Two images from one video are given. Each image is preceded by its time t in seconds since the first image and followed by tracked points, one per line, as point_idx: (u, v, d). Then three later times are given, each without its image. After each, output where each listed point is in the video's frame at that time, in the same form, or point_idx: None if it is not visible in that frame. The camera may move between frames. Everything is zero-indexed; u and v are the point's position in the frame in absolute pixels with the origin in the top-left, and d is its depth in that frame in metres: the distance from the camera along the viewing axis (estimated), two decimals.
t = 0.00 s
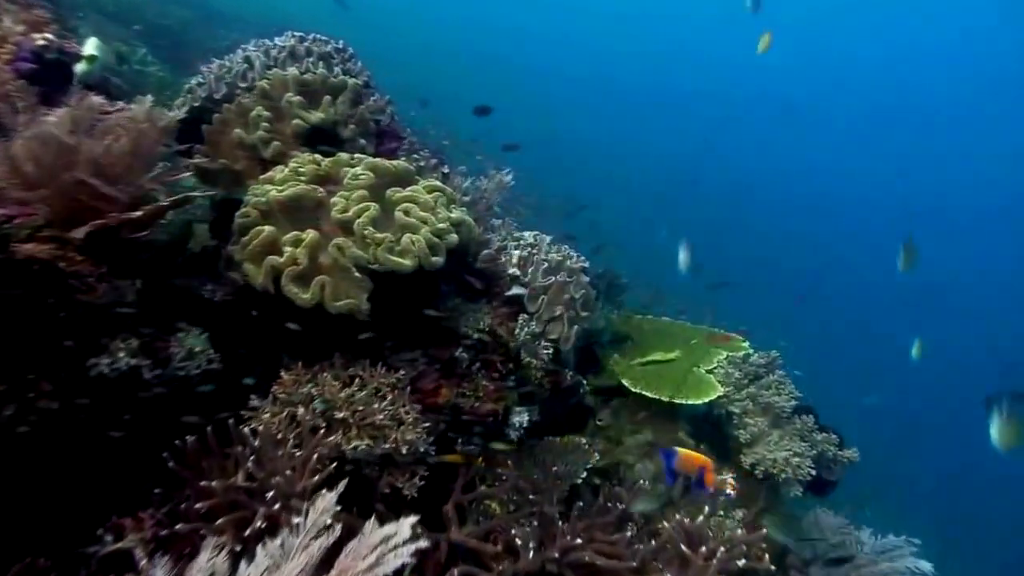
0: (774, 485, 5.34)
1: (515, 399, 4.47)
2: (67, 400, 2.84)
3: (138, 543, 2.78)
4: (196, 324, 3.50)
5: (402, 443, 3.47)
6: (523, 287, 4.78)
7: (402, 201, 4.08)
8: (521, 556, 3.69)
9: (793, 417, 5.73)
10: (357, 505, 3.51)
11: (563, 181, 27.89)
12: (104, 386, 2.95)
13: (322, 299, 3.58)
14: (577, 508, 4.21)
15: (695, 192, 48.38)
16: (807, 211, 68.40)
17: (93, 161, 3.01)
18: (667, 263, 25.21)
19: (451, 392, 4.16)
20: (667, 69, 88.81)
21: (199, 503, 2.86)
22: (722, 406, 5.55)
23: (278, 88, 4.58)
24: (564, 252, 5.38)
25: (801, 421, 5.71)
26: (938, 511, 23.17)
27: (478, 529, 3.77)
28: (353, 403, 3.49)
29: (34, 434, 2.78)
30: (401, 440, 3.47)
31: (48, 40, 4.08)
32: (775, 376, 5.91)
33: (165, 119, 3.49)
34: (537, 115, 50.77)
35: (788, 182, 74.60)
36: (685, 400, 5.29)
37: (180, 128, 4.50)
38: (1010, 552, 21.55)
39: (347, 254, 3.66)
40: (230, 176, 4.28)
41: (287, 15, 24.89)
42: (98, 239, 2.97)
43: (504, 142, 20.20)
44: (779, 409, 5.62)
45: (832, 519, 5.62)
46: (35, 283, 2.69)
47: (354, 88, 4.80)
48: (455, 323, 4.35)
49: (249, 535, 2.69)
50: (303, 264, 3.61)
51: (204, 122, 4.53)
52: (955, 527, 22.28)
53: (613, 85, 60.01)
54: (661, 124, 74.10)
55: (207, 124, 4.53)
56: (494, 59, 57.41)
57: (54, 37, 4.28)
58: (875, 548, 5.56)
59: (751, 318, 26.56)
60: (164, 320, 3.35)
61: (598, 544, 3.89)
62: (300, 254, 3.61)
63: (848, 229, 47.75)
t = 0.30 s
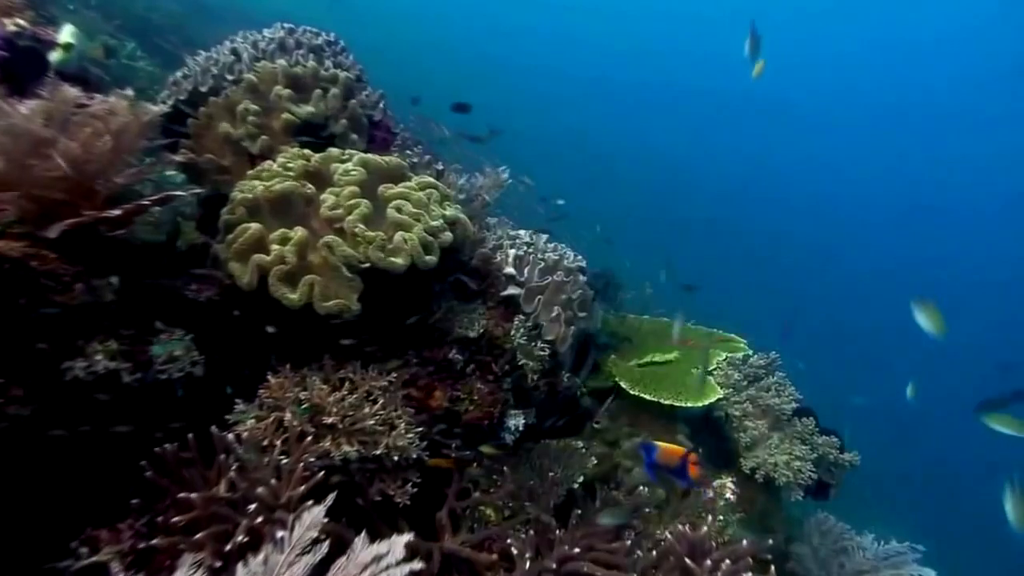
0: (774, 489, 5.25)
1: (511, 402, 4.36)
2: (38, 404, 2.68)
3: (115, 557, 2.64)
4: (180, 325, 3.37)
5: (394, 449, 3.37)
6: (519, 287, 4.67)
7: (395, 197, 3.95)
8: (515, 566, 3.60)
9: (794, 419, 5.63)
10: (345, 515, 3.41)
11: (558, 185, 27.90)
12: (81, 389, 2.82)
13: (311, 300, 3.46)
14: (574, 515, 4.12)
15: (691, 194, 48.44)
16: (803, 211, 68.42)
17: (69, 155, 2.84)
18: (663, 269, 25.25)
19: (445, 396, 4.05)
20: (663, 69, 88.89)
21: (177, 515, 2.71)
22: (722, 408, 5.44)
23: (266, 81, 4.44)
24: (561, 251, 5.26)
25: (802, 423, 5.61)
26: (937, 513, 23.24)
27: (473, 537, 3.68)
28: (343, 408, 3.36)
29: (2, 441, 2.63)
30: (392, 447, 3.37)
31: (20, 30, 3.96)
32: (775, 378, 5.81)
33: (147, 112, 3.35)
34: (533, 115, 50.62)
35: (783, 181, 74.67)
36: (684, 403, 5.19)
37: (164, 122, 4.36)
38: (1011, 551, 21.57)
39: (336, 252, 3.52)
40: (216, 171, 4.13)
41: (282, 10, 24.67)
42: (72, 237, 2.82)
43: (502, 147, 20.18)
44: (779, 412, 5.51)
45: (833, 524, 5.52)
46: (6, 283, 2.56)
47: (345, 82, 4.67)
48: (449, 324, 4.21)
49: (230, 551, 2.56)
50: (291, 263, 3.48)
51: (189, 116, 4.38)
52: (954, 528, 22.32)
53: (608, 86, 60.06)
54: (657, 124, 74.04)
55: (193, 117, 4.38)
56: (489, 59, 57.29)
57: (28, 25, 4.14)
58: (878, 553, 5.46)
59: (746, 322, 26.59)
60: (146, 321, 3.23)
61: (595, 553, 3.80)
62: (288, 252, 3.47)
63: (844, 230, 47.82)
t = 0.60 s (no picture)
0: (776, 492, 5.16)
1: (508, 404, 4.25)
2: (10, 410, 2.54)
3: (91, 570, 2.47)
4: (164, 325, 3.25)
5: (387, 454, 3.24)
6: (517, 285, 4.55)
7: (388, 191, 3.82)
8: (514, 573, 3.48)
9: (796, 420, 5.52)
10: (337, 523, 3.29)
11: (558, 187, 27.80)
12: (55, 393, 2.69)
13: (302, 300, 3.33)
14: (575, 521, 4.00)
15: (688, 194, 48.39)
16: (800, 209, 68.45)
17: (45, 147, 2.70)
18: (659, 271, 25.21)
19: (441, 396, 3.92)
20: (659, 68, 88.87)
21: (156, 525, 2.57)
22: (724, 410, 5.33)
23: (256, 70, 4.29)
24: (560, 248, 5.13)
25: (805, 424, 5.50)
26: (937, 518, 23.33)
27: (469, 543, 3.57)
28: (335, 410, 3.24)
29: None
30: (385, 451, 3.24)
31: None
32: (778, 379, 5.70)
33: (129, 105, 3.23)
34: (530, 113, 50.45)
35: (780, 180, 74.65)
36: (684, 405, 5.08)
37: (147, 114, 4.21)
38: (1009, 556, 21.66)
39: (327, 249, 3.38)
40: (204, 164, 3.98)
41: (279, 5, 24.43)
42: (47, 232, 2.71)
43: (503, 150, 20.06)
44: (782, 413, 5.40)
45: (837, 528, 5.44)
46: None
47: (337, 73, 4.54)
48: (447, 323, 4.10)
49: (211, 564, 2.41)
50: (280, 259, 3.34)
51: (176, 107, 4.23)
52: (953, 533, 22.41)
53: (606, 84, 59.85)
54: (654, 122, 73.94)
55: (180, 109, 4.23)
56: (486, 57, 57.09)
57: None
58: (882, 557, 5.38)
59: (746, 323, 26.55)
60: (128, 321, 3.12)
61: (594, 561, 3.70)
62: (277, 248, 3.33)
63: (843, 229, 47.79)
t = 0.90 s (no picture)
0: (779, 497, 5.04)
1: (505, 407, 4.15)
2: None
3: None
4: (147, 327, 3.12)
5: (380, 461, 3.12)
6: (516, 284, 4.42)
7: (382, 188, 3.69)
8: None
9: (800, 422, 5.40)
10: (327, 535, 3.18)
11: (555, 188, 27.61)
12: (29, 397, 2.57)
13: (292, 300, 3.21)
14: (575, 530, 3.91)
15: (686, 194, 48.27)
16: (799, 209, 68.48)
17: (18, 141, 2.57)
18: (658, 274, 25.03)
19: (437, 398, 3.80)
20: (655, 67, 88.69)
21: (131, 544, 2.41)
22: (726, 413, 5.21)
23: (245, 62, 4.14)
24: (558, 246, 5.01)
25: (809, 427, 5.39)
26: (933, 524, 23.40)
27: (465, 552, 3.43)
28: (326, 417, 3.11)
29: None
30: (377, 457, 3.13)
31: None
32: (780, 381, 5.59)
33: (110, 97, 3.10)
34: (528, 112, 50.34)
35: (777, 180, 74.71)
36: (686, 408, 4.97)
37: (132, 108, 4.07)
38: (1005, 563, 21.75)
39: (318, 247, 3.25)
40: (193, 161, 3.85)
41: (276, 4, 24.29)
42: (24, 227, 2.61)
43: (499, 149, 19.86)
44: (785, 416, 5.29)
45: (840, 533, 5.35)
46: None
47: (330, 66, 4.41)
48: (443, 324, 3.97)
49: None
50: (268, 257, 3.20)
51: (163, 100, 4.09)
52: (948, 539, 22.51)
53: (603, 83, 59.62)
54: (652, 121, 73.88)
55: (166, 102, 4.09)
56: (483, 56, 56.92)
57: None
58: (886, 564, 5.30)
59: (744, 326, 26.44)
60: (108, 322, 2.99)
61: (594, 570, 3.61)
62: (266, 247, 3.20)
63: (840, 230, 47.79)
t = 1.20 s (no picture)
0: (781, 503, 4.95)
1: (502, 411, 4.03)
2: None
3: None
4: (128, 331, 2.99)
5: (372, 470, 3.03)
6: (513, 286, 4.29)
7: (374, 186, 3.56)
8: None
9: (802, 426, 5.31)
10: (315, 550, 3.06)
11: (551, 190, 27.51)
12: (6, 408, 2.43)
13: (280, 303, 3.10)
14: (575, 541, 3.79)
15: (683, 196, 48.29)
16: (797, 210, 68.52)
17: None
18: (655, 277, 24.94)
19: (432, 405, 3.69)
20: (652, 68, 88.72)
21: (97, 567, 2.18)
22: (727, 416, 5.09)
23: (232, 56, 4.03)
24: (556, 247, 4.89)
25: (811, 430, 5.29)
26: (931, 526, 23.38)
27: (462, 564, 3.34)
28: (315, 425, 2.99)
29: None
30: (370, 467, 3.02)
31: None
32: (781, 384, 5.48)
33: (88, 93, 2.98)
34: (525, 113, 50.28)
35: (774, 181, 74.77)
36: (686, 412, 4.85)
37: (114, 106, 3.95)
38: (1002, 564, 21.71)
39: (307, 248, 3.14)
40: (178, 159, 3.72)
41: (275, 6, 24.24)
42: None
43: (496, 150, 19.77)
44: (787, 420, 5.19)
45: (844, 540, 5.26)
46: None
47: (321, 62, 4.29)
48: (439, 327, 3.84)
49: None
50: (256, 259, 3.08)
51: (147, 97, 3.96)
52: (946, 541, 22.49)
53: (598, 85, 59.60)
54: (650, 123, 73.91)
55: (151, 99, 3.96)
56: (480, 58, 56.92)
57: None
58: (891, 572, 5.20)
59: (742, 328, 26.40)
60: (86, 328, 2.86)
61: None
62: (253, 247, 3.08)
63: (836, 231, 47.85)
